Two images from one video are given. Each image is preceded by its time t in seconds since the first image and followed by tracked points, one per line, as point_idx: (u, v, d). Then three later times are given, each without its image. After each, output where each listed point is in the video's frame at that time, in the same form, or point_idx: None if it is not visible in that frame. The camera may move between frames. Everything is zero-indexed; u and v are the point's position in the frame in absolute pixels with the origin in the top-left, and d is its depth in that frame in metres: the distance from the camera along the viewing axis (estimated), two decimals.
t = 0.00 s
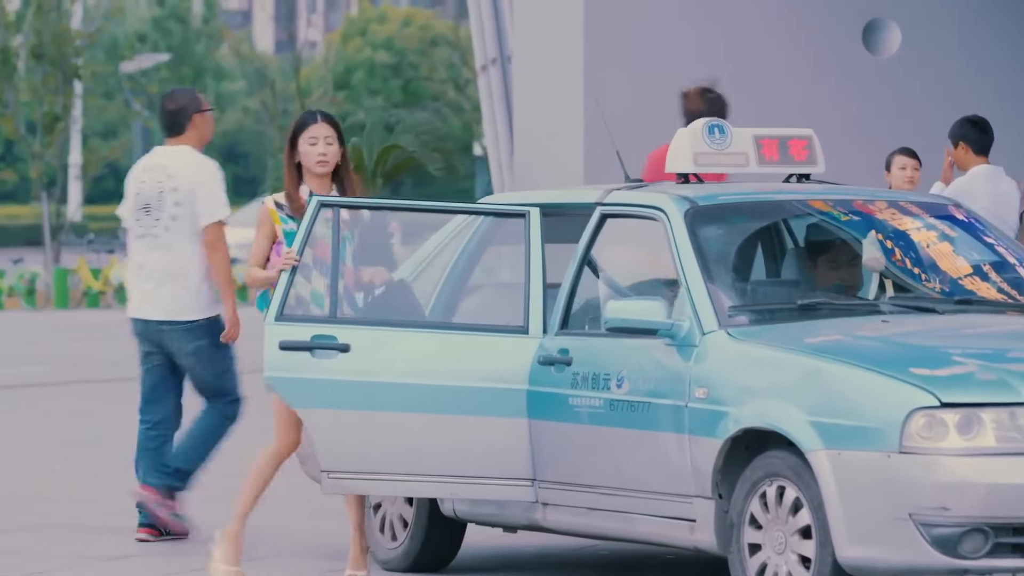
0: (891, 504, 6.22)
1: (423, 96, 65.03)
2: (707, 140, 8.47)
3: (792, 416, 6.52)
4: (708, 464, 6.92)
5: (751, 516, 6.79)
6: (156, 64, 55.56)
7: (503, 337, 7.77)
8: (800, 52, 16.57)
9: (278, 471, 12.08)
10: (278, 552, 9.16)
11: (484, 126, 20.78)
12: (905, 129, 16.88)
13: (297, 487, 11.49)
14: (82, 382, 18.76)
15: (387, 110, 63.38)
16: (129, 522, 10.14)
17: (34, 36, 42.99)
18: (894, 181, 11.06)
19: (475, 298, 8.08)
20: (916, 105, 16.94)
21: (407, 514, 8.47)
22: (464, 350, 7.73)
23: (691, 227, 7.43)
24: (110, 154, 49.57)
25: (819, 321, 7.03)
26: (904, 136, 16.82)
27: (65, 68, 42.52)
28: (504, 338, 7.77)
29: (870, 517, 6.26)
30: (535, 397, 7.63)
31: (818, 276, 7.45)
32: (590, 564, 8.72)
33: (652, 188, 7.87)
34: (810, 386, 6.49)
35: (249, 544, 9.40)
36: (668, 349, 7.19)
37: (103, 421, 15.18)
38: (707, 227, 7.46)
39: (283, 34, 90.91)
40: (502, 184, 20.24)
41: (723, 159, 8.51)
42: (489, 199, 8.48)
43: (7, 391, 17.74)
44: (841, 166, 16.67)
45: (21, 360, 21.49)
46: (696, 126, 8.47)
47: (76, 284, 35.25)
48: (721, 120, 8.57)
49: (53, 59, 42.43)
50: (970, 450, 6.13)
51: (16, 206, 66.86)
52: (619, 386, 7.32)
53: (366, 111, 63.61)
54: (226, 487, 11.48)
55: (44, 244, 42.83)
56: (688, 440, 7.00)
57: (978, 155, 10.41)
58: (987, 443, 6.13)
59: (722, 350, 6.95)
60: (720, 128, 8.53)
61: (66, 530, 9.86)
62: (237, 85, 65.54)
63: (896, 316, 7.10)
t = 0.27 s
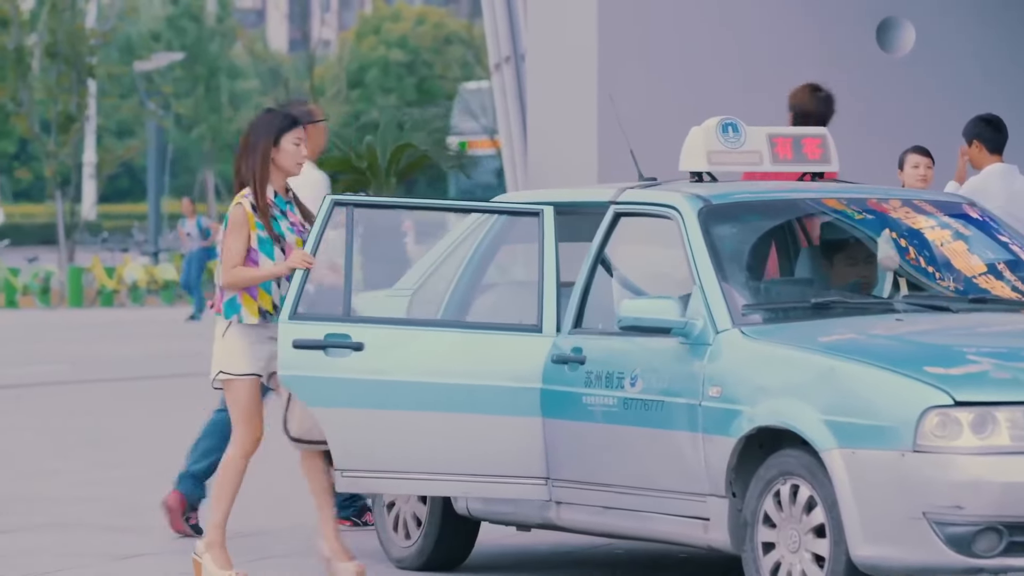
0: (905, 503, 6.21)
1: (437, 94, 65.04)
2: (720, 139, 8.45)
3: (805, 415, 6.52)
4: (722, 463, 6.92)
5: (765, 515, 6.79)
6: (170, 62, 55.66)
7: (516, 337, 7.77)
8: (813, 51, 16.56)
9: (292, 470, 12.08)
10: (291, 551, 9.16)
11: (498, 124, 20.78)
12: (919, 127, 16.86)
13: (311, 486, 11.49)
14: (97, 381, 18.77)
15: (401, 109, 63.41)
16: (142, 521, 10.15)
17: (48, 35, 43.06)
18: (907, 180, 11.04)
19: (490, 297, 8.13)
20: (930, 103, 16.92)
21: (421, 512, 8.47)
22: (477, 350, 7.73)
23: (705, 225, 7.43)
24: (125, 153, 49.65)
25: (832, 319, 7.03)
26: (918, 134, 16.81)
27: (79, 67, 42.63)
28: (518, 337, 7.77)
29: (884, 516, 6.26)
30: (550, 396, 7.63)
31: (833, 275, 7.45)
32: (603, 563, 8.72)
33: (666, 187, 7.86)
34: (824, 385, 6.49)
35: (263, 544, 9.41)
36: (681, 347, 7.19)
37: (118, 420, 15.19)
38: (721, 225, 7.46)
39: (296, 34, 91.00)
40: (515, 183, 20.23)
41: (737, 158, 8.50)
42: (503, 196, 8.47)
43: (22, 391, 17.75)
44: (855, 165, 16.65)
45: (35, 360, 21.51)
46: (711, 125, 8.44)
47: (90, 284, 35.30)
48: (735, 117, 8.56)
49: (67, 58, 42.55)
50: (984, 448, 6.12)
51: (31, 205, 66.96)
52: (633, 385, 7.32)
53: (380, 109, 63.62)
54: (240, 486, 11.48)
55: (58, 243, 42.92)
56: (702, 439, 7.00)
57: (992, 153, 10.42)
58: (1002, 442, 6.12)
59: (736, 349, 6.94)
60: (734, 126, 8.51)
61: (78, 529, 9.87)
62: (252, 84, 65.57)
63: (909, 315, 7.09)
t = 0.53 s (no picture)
0: (916, 501, 6.21)
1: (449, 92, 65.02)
2: (731, 137, 8.44)
3: (817, 413, 6.51)
4: (733, 462, 6.92)
5: (777, 513, 6.79)
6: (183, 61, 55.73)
7: (527, 335, 7.77)
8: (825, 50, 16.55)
9: (304, 469, 12.09)
10: (302, 548, 9.18)
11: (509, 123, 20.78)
12: (931, 125, 16.85)
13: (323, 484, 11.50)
14: (110, 380, 18.78)
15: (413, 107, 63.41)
16: (153, 519, 10.17)
17: (60, 34, 43.11)
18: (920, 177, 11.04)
19: (501, 295, 8.13)
20: (942, 101, 16.91)
21: (433, 510, 8.48)
22: (489, 351, 7.73)
23: (716, 223, 7.42)
24: (136, 151, 49.71)
25: (844, 317, 7.03)
26: (929, 132, 16.80)
27: (91, 66, 42.68)
28: (526, 335, 7.76)
29: (895, 514, 6.25)
30: (561, 394, 7.61)
31: (846, 274, 7.44)
32: (615, 561, 8.72)
33: (677, 184, 7.85)
34: (836, 383, 6.48)
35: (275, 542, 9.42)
36: (692, 346, 7.18)
37: (130, 419, 15.21)
38: (733, 224, 7.45)
39: (307, 31, 91.00)
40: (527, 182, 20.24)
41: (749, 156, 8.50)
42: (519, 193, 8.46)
43: (34, 389, 17.79)
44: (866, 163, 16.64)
45: (47, 358, 21.55)
46: (722, 123, 8.43)
47: (102, 282, 35.35)
48: (746, 116, 8.59)
49: (79, 56, 42.59)
50: (995, 447, 6.12)
51: (43, 203, 67.03)
52: (644, 383, 7.31)
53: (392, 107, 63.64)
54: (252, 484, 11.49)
55: (71, 241, 42.98)
56: (713, 437, 7.00)
57: (1005, 152, 10.43)
58: (1013, 440, 6.12)
59: (748, 347, 6.93)
60: (745, 125, 8.54)
61: (90, 527, 9.89)
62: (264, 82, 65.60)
63: (921, 313, 7.09)
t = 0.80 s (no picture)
0: (928, 498, 6.21)
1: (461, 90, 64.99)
2: (743, 134, 8.46)
3: (828, 411, 6.51)
4: (744, 459, 6.92)
5: (788, 510, 6.78)
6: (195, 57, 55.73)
7: (540, 333, 7.79)
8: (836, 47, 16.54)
9: (315, 467, 12.09)
10: (313, 546, 9.19)
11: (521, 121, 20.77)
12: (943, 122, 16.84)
13: (334, 482, 11.50)
14: (121, 377, 18.77)
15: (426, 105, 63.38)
16: (164, 516, 10.18)
17: (72, 31, 43.14)
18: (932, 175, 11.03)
19: (511, 294, 8.15)
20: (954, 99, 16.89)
21: (444, 508, 8.48)
22: (500, 347, 7.79)
23: (728, 221, 7.42)
24: (148, 148, 49.70)
25: (856, 314, 7.03)
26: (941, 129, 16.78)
27: (103, 64, 42.65)
28: (537, 331, 7.80)
29: (906, 512, 6.25)
30: (573, 391, 7.61)
31: (859, 272, 7.49)
32: (626, 559, 8.71)
33: (688, 182, 7.85)
34: (847, 380, 6.48)
35: (286, 539, 9.42)
36: (704, 344, 7.18)
37: (142, 416, 15.21)
38: (745, 221, 7.45)
39: (319, 29, 90.92)
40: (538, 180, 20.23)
41: (762, 153, 8.50)
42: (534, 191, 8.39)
43: (46, 386, 17.79)
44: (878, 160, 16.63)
45: (58, 356, 21.54)
46: (734, 120, 8.46)
47: (113, 279, 35.33)
48: (758, 114, 8.58)
49: (91, 54, 42.61)
50: (1007, 445, 6.11)
51: (55, 201, 67.00)
52: (655, 380, 7.31)
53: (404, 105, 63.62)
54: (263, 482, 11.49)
55: (82, 238, 42.96)
56: (725, 435, 7.00)
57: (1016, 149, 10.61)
58: None
59: (760, 345, 6.93)
60: (757, 122, 8.54)
61: (102, 523, 9.90)
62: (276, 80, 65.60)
63: (933, 310, 7.09)
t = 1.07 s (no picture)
0: (938, 496, 6.20)
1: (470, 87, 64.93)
2: (753, 132, 8.46)
3: (838, 408, 6.51)
4: (755, 457, 6.92)
5: (798, 508, 6.78)
6: (204, 55, 55.82)
7: (551, 330, 7.81)
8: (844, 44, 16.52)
9: (325, 464, 12.09)
10: (322, 543, 9.19)
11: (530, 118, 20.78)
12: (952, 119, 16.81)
13: (344, 479, 11.50)
14: (132, 375, 18.78)
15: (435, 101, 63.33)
16: (173, 514, 10.18)
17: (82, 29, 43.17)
18: (941, 173, 11.02)
19: (520, 291, 8.17)
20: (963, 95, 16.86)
21: (453, 506, 8.48)
22: (510, 342, 7.83)
23: (738, 219, 7.41)
24: (158, 146, 49.77)
25: (867, 312, 7.02)
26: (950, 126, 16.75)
27: (113, 61, 42.78)
28: (547, 329, 7.81)
29: (916, 510, 6.25)
30: (583, 388, 7.61)
31: (868, 269, 7.48)
32: (635, 556, 8.71)
33: (698, 180, 7.84)
34: (857, 378, 6.48)
35: (295, 536, 9.43)
36: (714, 342, 7.17)
37: (152, 414, 15.22)
38: (754, 218, 7.44)
39: (329, 28, 90.94)
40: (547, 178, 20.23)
41: (772, 151, 8.47)
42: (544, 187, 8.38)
43: (56, 383, 17.81)
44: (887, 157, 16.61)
45: (68, 353, 21.56)
46: (743, 119, 8.45)
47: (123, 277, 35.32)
48: (767, 112, 8.57)
49: (101, 51, 42.74)
50: (1017, 442, 6.10)
51: (65, 199, 67.07)
52: (665, 378, 7.31)
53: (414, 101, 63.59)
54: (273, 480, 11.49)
55: (93, 236, 42.96)
56: (735, 433, 7.00)
57: None
58: None
59: (769, 342, 6.93)
60: (767, 120, 8.52)
61: (111, 521, 9.90)
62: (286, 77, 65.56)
63: (943, 307, 7.09)
